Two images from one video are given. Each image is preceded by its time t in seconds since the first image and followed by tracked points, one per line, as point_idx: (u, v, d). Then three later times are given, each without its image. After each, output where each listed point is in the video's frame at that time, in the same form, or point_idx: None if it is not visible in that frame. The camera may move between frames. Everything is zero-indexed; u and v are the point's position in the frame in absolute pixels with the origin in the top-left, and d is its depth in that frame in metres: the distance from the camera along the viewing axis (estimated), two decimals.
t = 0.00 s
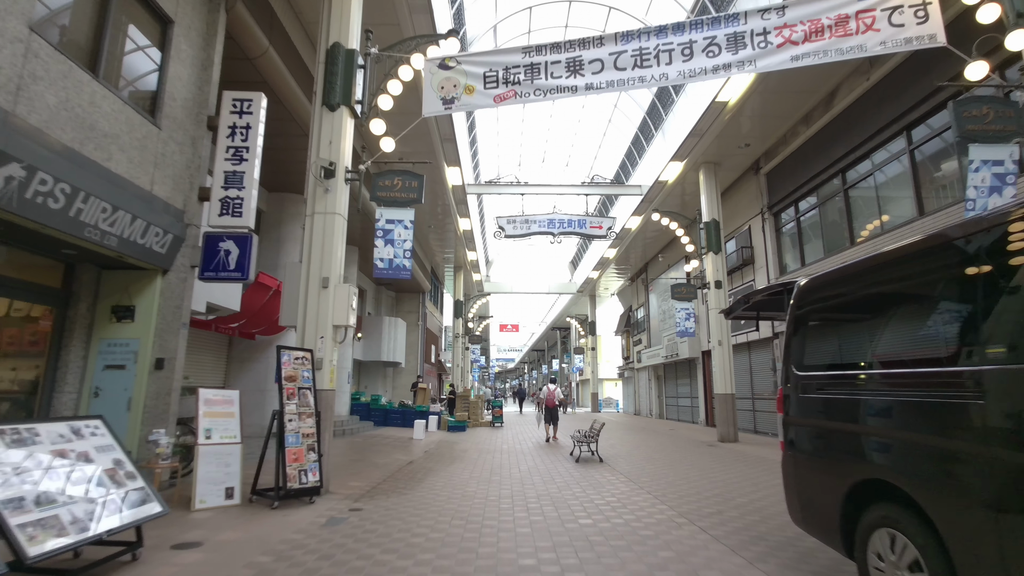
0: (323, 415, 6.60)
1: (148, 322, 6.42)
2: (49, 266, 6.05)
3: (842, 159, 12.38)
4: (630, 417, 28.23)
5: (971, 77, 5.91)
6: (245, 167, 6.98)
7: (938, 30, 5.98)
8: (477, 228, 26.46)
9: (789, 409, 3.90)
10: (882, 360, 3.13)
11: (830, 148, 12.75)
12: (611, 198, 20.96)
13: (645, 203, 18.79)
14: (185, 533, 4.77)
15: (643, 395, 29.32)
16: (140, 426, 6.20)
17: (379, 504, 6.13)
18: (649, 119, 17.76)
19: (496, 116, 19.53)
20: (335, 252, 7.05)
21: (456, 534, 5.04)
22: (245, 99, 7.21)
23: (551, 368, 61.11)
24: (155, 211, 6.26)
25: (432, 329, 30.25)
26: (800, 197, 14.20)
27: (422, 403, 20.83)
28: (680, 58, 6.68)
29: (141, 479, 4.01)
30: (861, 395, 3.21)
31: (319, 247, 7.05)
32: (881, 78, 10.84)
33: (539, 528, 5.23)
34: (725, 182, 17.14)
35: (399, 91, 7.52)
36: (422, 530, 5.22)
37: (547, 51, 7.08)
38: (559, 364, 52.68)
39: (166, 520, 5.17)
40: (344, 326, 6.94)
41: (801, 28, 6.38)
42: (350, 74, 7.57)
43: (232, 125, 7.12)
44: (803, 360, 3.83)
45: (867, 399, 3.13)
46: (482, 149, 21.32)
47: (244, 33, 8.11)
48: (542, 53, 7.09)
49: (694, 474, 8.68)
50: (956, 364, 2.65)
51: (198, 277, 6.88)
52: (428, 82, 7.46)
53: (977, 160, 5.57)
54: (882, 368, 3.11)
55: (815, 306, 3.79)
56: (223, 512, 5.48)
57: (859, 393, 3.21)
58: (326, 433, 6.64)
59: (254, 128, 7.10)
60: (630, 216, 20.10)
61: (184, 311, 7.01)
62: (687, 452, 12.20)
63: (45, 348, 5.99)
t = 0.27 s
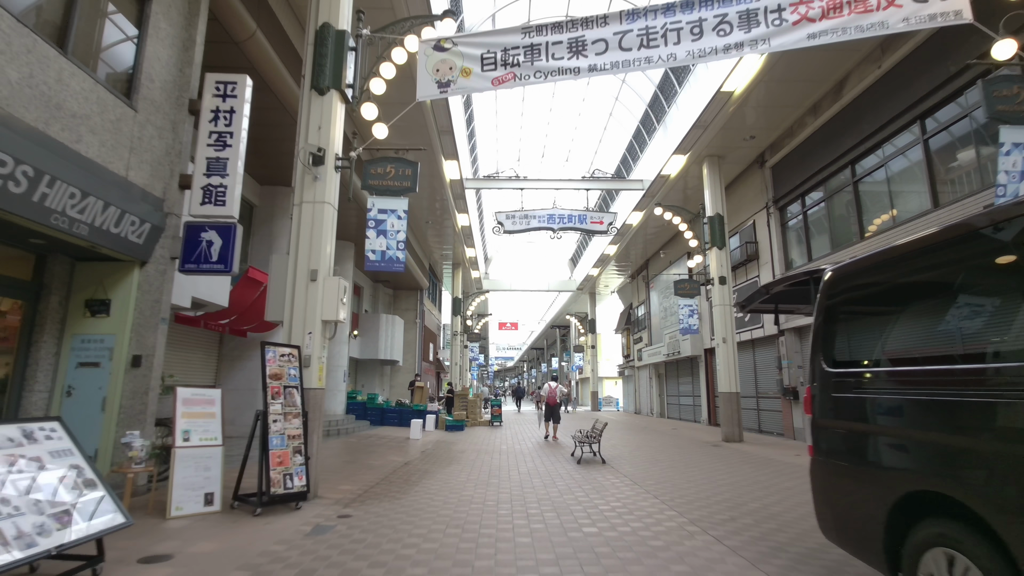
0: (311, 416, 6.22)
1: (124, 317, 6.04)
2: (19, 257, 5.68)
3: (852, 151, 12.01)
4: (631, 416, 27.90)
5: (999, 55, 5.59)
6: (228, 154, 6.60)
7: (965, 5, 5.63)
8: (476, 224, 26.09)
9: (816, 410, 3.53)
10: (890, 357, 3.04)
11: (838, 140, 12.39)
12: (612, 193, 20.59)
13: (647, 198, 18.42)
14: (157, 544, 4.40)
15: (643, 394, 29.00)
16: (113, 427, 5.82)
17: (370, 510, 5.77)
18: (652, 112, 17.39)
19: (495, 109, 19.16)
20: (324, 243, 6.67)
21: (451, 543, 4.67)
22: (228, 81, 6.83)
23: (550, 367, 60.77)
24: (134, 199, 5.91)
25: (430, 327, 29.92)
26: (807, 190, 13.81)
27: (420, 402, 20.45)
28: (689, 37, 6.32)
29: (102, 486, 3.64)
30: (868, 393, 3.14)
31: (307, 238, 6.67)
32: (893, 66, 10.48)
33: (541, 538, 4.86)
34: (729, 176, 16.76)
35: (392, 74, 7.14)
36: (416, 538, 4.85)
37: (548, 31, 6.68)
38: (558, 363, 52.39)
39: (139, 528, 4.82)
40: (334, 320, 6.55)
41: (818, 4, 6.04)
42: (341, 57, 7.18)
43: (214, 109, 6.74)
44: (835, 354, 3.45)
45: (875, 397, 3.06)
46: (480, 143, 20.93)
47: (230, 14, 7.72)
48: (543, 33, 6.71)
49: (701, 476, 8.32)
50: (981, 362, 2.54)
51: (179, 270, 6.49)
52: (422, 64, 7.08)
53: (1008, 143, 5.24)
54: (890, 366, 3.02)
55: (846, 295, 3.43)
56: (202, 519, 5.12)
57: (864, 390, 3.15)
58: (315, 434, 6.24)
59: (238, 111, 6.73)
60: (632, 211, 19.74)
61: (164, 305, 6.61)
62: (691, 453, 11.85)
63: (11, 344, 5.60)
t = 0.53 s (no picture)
0: (298, 418, 5.83)
1: (99, 312, 5.66)
2: None
3: (862, 143, 11.65)
4: (631, 415, 27.57)
5: None
6: (212, 139, 6.22)
7: None
8: (474, 221, 25.71)
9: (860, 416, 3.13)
10: (894, 355, 2.97)
11: (847, 132, 12.05)
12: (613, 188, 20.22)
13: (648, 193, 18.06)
14: (126, 559, 4.04)
15: (643, 393, 28.68)
16: (86, 430, 5.42)
17: (359, 518, 5.40)
18: (654, 105, 17.05)
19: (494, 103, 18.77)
20: (313, 234, 6.28)
21: (446, 557, 4.32)
22: (211, 63, 6.44)
23: (549, 366, 60.41)
24: (108, 186, 5.55)
25: (428, 325, 29.54)
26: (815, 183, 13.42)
27: (416, 402, 20.07)
28: (700, 15, 5.96)
29: (56, 499, 3.23)
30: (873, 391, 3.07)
31: (295, 228, 6.29)
32: (907, 54, 10.15)
33: (544, 551, 4.50)
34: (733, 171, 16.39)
35: (386, 56, 6.77)
36: (409, 551, 4.49)
37: (550, 11, 6.31)
38: (557, 362, 52.02)
39: (109, 541, 4.46)
40: (323, 316, 6.17)
41: None
42: (331, 37, 6.79)
43: (197, 91, 6.36)
44: (879, 350, 3.06)
45: (881, 397, 2.99)
46: (478, 138, 20.55)
47: None
48: (545, 12, 6.33)
49: (709, 481, 7.97)
50: (999, 362, 2.45)
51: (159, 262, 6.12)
52: (418, 45, 6.70)
53: None
54: (895, 366, 2.95)
55: (887, 287, 3.05)
56: (178, 530, 4.76)
57: (866, 390, 3.09)
58: (302, 437, 5.87)
59: (222, 95, 6.35)
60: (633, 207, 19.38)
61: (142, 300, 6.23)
62: (696, 454, 11.50)
63: None
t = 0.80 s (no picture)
0: (282, 419, 5.43)
1: (68, 306, 5.28)
2: None
3: (871, 135, 11.32)
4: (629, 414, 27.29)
5: None
6: (190, 122, 5.84)
7: None
8: (471, 217, 25.33)
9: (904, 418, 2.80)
10: (923, 350, 2.73)
11: (855, 124, 11.72)
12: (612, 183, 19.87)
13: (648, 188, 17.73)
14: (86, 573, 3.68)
15: (642, 392, 28.39)
16: (52, 431, 5.03)
17: (346, 526, 5.04)
18: (655, 98, 16.72)
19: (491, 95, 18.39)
20: (298, 222, 5.90)
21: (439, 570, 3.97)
22: (191, 40, 6.05)
23: (546, 364, 60.11)
24: (78, 169, 5.19)
25: (424, 323, 29.17)
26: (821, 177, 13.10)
27: (412, 400, 19.72)
28: None
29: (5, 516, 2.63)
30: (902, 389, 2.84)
31: (280, 216, 5.90)
32: (918, 41, 9.84)
33: (545, 562, 4.16)
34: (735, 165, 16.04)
35: (378, 35, 6.40)
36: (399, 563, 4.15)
37: None
38: (554, 360, 51.71)
39: (71, 553, 4.10)
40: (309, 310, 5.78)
41: None
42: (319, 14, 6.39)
43: (175, 71, 5.97)
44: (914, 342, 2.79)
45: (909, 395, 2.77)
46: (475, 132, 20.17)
47: None
48: None
49: (715, 483, 7.64)
50: None
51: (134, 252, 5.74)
52: (411, 24, 6.32)
53: None
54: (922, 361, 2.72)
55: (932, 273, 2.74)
56: (147, 540, 4.40)
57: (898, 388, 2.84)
58: (286, 439, 5.49)
59: (202, 74, 5.96)
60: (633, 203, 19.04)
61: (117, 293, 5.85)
62: (698, 454, 11.18)
63: None
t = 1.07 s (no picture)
0: (264, 422, 5.03)
1: (32, 299, 4.89)
2: None
3: (883, 126, 10.96)
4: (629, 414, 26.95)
5: None
6: (167, 102, 5.44)
7: None
8: (470, 214, 24.96)
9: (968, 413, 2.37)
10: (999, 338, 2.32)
11: (867, 114, 11.33)
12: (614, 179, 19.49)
13: (651, 183, 17.36)
14: None
15: (643, 392, 28.04)
16: (13, 435, 4.63)
17: (332, 537, 4.65)
18: (657, 91, 16.38)
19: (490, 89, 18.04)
20: (283, 210, 5.49)
21: None
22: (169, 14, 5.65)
23: (546, 364, 59.75)
24: (45, 150, 4.80)
25: (422, 322, 28.80)
26: (830, 171, 12.72)
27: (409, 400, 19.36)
28: None
29: None
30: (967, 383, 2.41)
31: (263, 204, 5.49)
32: (934, 27, 9.49)
33: None
34: (741, 159, 15.65)
35: (369, 12, 6.01)
36: None
37: None
38: (553, 360, 51.37)
39: (25, 570, 3.71)
40: (295, 305, 5.38)
41: None
42: None
43: (151, 48, 5.57)
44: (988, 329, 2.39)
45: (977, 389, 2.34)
46: (474, 126, 19.80)
47: None
48: None
49: (726, 489, 7.25)
50: None
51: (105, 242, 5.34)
52: None
53: None
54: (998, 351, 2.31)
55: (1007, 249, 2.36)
56: (111, 555, 4.02)
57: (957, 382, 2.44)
58: (269, 444, 5.08)
59: (180, 51, 5.56)
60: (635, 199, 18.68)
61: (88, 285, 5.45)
62: (703, 456, 10.83)
63: None
